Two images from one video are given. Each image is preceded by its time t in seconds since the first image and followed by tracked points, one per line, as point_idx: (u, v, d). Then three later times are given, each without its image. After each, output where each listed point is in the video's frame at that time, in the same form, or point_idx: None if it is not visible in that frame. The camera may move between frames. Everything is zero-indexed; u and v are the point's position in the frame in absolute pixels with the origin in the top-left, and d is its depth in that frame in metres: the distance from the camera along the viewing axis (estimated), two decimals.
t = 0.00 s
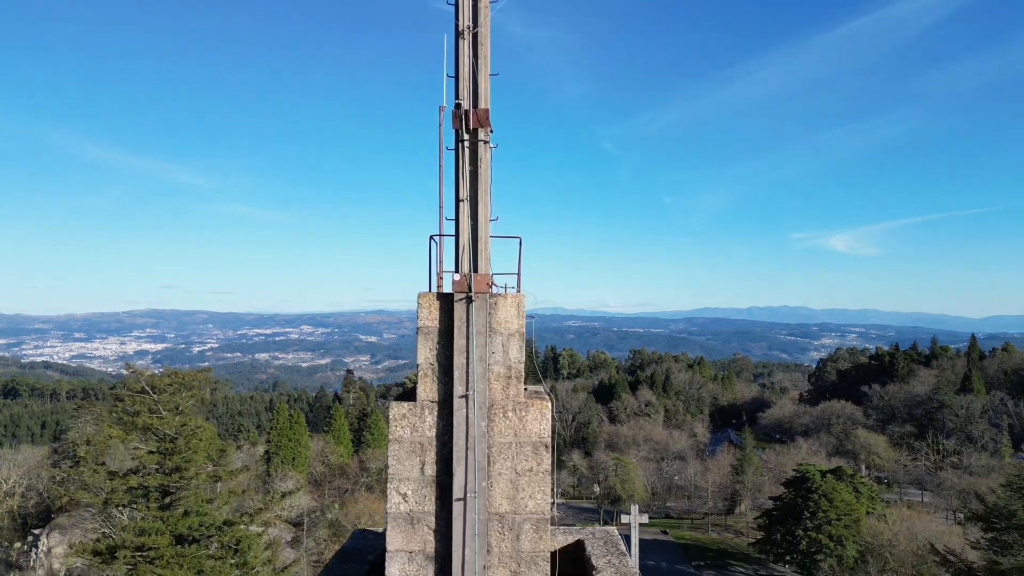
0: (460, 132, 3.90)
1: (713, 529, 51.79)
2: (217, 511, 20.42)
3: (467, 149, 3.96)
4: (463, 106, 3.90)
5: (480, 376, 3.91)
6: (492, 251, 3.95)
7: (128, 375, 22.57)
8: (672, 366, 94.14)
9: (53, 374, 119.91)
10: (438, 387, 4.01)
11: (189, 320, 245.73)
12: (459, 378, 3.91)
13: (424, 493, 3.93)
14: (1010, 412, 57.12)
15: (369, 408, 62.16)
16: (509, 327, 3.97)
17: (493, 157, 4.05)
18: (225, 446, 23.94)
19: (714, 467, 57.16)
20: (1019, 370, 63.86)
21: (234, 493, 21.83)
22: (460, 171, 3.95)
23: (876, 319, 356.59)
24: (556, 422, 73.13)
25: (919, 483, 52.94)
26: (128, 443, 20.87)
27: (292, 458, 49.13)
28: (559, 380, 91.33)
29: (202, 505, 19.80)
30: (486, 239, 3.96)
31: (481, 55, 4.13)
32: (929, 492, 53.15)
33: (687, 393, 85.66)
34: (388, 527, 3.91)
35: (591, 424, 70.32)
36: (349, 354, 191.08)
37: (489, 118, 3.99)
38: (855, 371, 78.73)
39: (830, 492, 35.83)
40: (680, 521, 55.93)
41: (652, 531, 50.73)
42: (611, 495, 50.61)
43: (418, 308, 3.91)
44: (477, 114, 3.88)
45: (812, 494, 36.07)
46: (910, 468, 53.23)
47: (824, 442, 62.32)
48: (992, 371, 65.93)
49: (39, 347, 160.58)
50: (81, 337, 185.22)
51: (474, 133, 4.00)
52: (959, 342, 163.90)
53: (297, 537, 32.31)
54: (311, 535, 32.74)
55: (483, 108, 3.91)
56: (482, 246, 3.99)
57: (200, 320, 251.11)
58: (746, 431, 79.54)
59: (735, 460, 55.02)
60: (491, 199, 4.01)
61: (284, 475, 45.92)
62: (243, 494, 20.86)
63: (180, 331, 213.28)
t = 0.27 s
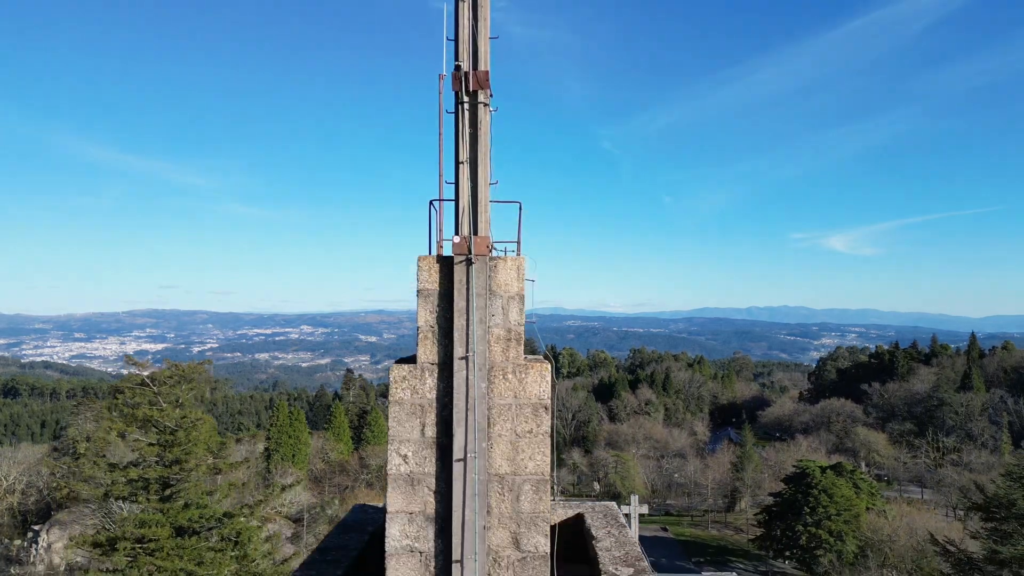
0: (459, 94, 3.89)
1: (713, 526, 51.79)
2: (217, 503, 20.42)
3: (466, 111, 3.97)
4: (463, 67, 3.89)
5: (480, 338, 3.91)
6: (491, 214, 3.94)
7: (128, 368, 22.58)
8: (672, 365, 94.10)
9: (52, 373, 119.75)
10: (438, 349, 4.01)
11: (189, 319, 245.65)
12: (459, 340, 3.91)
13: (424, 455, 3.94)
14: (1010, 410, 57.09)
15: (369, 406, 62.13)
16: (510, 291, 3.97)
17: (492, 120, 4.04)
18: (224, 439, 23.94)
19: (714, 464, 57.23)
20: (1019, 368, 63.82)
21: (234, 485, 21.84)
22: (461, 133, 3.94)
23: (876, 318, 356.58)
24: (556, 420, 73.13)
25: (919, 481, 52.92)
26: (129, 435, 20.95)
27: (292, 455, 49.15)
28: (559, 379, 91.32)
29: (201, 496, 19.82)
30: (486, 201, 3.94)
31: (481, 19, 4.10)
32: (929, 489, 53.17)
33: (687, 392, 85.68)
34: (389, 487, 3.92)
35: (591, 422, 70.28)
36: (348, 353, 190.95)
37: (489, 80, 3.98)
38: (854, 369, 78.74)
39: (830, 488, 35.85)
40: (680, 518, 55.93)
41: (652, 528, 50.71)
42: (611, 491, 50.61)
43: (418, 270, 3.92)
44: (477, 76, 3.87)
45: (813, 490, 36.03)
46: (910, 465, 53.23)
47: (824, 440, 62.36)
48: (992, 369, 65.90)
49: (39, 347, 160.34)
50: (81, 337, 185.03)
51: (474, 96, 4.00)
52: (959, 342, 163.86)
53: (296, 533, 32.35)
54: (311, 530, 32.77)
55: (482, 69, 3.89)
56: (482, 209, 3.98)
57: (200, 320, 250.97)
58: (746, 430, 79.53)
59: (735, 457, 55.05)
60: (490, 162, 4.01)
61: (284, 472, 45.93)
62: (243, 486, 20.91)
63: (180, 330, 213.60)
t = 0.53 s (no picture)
0: (459, 57, 3.91)
1: (713, 523, 51.83)
2: (217, 496, 20.46)
3: (467, 74, 3.98)
4: (463, 30, 3.90)
5: (480, 300, 3.92)
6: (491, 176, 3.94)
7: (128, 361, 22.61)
8: (672, 364, 94.13)
9: (52, 373, 119.62)
10: (438, 312, 4.02)
11: (189, 319, 245.61)
12: (459, 302, 3.91)
13: (425, 416, 3.95)
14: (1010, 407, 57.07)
15: (369, 404, 62.13)
16: (509, 254, 3.98)
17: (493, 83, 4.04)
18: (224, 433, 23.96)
19: (714, 462, 57.29)
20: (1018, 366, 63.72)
21: (234, 477, 21.87)
22: (461, 96, 3.95)
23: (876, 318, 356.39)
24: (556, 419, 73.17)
25: (919, 478, 52.92)
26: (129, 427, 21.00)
27: (292, 452, 49.19)
28: (559, 378, 91.35)
29: (201, 488, 19.86)
30: (485, 164, 3.94)
31: None
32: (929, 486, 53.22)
33: (687, 391, 85.69)
34: (388, 449, 3.94)
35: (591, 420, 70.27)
36: (349, 353, 190.87)
37: (489, 44, 3.99)
38: (854, 368, 78.73)
39: (830, 483, 35.85)
40: (681, 515, 55.93)
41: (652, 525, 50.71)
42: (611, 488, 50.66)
43: (418, 232, 3.91)
44: (476, 38, 3.88)
45: (812, 485, 36.02)
46: (910, 463, 53.25)
47: (824, 438, 62.44)
48: (992, 367, 65.85)
49: (39, 347, 160.14)
50: (81, 337, 184.88)
51: (474, 60, 4.01)
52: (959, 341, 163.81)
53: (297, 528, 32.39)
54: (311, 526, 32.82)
55: (482, 33, 3.91)
56: (482, 171, 3.99)
57: (200, 320, 250.88)
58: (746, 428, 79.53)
59: (735, 455, 55.10)
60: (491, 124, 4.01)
61: (284, 469, 45.95)
62: (244, 479, 20.96)
63: (180, 330, 213.50)
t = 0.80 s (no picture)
0: (459, 19, 3.93)
1: (713, 520, 51.89)
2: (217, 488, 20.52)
3: (466, 38, 4.00)
4: None
5: (479, 262, 3.92)
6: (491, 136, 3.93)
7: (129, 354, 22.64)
8: (672, 363, 94.15)
9: (53, 373, 119.46)
10: (438, 275, 4.02)
11: (190, 320, 245.46)
12: (459, 265, 3.92)
13: (425, 378, 3.96)
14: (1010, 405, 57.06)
15: (369, 402, 62.14)
16: (510, 217, 3.98)
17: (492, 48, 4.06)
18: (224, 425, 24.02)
19: (714, 460, 57.33)
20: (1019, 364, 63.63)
21: (234, 469, 21.91)
22: (461, 59, 3.96)
23: (876, 318, 356.24)
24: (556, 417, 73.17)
25: (919, 475, 52.95)
26: (129, 419, 21.02)
27: (292, 449, 49.30)
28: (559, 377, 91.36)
29: (201, 480, 19.92)
30: (484, 126, 3.96)
31: None
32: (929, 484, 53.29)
33: (687, 389, 85.73)
34: (389, 411, 3.95)
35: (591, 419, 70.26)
36: (349, 353, 190.77)
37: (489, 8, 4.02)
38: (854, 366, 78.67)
39: (830, 479, 35.81)
40: (681, 512, 55.95)
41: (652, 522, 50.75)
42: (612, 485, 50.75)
43: (418, 194, 3.92)
44: (476, 2, 3.93)
45: (812, 481, 35.97)
46: (910, 460, 53.33)
47: (824, 435, 62.62)
48: (992, 365, 65.80)
49: (39, 347, 159.79)
50: (82, 337, 184.59)
51: (473, 25, 4.04)
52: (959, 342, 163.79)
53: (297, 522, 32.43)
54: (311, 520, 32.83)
55: None
56: (482, 134, 3.99)
57: (200, 319, 250.64)
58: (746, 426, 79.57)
59: (735, 452, 55.20)
60: (490, 86, 4.02)
61: (284, 466, 45.98)
62: (244, 471, 21.03)
63: (180, 330, 213.14)
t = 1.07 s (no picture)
0: None
1: (714, 517, 51.90)
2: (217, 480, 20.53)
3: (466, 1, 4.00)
4: None
5: (479, 225, 3.93)
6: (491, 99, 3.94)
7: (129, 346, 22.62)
8: (672, 361, 94.10)
9: (53, 373, 119.45)
10: (439, 238, 4.03)
11: (190, 320, 245.35)
12: (460, 227, 3.93)
13: (425, 340, 3.98)
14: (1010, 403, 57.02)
15: (369, 399, 62.13)
16: (509, 179, 3.98)
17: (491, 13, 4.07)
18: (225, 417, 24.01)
19: (714, 457, 57.37)
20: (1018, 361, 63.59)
21: (234, 462, 21.92)
22: (460, 22, 3.97)
23: (877, 318, 356.17)
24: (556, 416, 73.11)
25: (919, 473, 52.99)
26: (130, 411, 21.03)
27: (292, 446, 49.34)
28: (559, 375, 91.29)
29: (202, 472, 19.95)
30: (484, 88, 3.97)
31: None
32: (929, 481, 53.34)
33: (687, 388, 85.71)
34: (389, 372, 3.95)
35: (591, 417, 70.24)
36: (349, 352, 190.72)
37: None
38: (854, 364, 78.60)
39: (830, 475, 35.77)
40: (681, 509, 55.94)
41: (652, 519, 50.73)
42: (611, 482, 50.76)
43: (418, 156, 3.93)
44: None
45: (812, 476, 35.96)
46: (910, 458, 53.38)
47: (824, 433, 62.81)
48: (992, 364, 65.73)
49: (39, 347, 159.45)
50: (82, 337, 184.52)
51: None
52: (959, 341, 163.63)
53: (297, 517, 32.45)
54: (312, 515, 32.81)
55: None
56: (482, 96, 4.01)
57: (200, 319, 250.47)
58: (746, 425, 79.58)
59: (735, 449, 55.24)
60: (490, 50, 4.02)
61: (284, 463, 45.99)
62: (244, 463, 21.10)
63: (179, 330, 212.96)
